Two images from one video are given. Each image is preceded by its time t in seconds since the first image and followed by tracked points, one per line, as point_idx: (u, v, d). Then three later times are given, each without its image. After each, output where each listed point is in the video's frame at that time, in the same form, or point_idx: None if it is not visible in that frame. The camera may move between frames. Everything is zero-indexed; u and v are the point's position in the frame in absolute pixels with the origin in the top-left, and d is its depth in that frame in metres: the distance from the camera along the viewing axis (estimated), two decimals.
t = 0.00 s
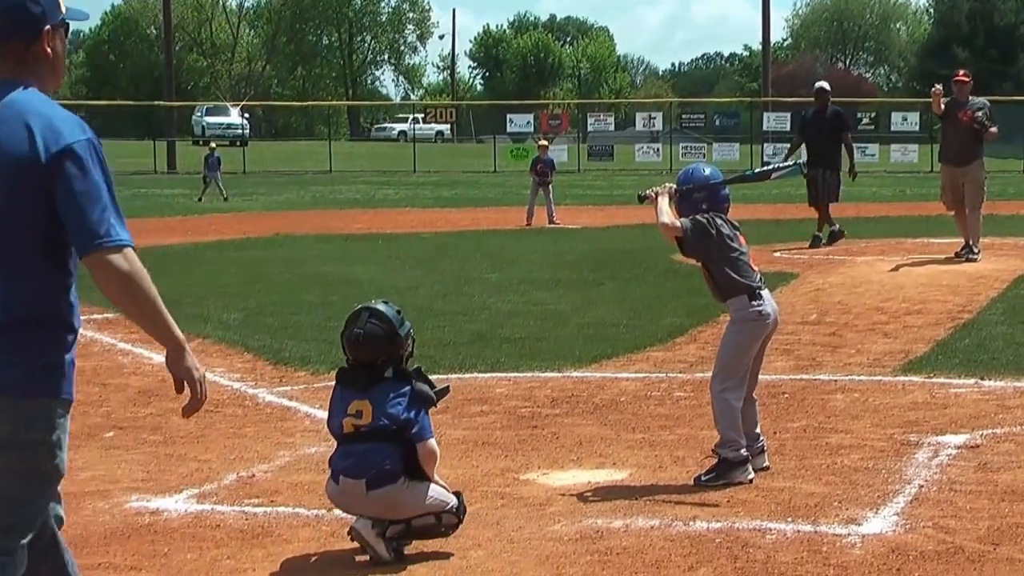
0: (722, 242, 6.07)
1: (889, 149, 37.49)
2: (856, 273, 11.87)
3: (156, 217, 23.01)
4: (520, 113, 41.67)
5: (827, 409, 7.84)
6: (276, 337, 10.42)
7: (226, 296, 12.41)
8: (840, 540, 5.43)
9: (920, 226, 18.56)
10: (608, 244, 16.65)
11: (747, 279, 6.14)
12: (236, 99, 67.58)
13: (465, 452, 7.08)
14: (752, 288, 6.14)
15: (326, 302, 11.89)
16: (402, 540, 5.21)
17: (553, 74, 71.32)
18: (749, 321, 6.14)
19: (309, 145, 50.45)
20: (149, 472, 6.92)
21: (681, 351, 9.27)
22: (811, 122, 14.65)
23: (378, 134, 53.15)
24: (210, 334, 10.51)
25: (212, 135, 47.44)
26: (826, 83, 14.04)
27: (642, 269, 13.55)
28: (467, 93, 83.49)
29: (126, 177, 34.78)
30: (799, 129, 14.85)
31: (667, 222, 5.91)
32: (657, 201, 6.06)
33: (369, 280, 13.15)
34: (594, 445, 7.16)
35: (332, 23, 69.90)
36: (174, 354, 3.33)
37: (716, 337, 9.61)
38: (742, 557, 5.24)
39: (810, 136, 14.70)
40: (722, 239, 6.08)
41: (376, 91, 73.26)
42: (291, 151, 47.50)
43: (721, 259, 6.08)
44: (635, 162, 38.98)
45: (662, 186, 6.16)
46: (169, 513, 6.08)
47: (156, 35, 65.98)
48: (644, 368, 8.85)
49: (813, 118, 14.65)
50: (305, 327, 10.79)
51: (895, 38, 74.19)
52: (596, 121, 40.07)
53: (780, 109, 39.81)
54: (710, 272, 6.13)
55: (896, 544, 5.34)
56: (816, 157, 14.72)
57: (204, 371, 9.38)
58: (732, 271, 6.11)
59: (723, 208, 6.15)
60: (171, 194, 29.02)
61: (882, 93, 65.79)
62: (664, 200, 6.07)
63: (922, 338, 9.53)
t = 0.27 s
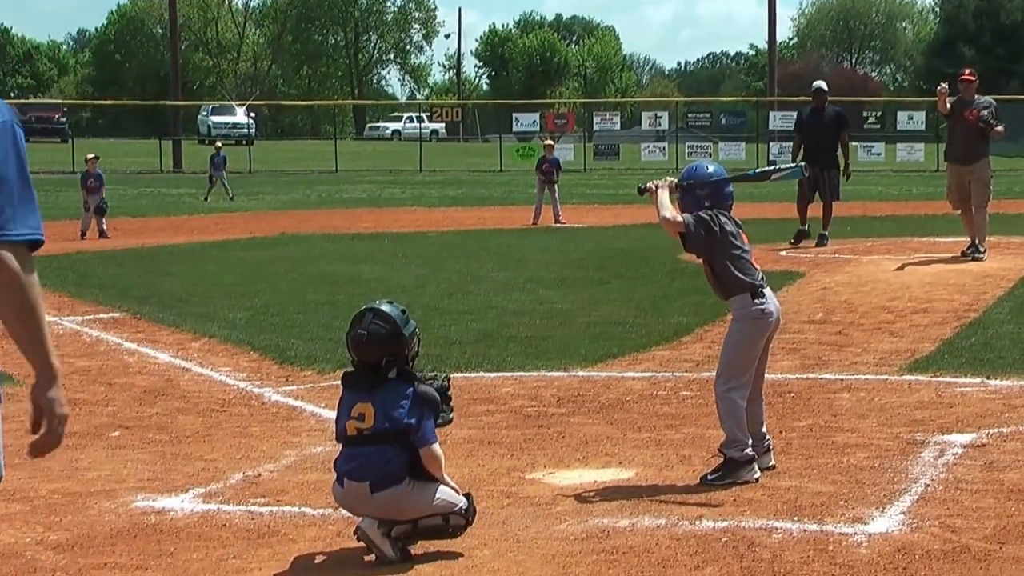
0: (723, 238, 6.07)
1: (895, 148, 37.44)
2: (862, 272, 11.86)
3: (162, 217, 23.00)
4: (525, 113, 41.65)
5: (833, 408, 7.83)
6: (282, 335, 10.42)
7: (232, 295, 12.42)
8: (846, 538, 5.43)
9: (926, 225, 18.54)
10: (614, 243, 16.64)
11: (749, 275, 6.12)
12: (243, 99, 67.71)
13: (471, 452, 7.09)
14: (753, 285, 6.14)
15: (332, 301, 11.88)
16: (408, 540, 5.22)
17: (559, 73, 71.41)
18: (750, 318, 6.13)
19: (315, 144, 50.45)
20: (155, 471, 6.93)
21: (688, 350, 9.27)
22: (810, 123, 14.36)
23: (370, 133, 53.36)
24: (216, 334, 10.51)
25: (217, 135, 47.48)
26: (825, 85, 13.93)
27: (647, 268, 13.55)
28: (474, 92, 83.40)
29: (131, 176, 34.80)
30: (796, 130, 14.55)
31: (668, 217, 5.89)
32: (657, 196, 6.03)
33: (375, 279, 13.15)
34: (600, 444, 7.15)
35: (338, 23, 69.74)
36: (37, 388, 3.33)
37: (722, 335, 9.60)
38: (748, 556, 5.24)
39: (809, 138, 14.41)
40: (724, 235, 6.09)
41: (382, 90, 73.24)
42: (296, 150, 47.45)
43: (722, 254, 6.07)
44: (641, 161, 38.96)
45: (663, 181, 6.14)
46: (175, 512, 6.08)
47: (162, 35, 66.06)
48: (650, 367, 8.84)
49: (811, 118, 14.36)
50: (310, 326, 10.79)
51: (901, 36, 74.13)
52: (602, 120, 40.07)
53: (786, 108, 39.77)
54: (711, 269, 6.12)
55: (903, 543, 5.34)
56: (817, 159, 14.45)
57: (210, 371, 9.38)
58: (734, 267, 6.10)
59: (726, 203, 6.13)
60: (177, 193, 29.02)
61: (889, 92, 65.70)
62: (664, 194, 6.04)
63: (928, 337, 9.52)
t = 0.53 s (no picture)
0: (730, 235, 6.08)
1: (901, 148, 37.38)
2: (866, 272, 11.86)
3: (166, 217, 22.99)
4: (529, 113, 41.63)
5: (838, 409, 7.83)
6: (287, 336, 10.43)
7: (236, 296, 12.42)
8: (852, 538, 5.43)
9: (932, 225, 18.51)
10: (619, 242, 16.64)
11: (754, 274, 6.12)
12: (248, 99, 67.77)
13: (476, 452, 7.09)
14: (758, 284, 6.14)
15: (336, 301, 11.89)
16: (413, 541, 5.23)
17: (564, 73, 71.24)
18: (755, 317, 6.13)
19: (320, 144, 50.44)
20: (160, 471, 6.94)
21: (693, 350, 9.26)
22: (804, 122, 14.16)
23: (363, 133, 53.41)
24: (221, 334, 10.52)
25: (222, 135, 47.51)
26: (818, 84, 13.79)
27: (652, 268, 13.55)
28: (479, 92, 83.34)
29: (136, 176, 34.83)
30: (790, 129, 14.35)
31: (671, 215, 5.88)
32: (661, 193, 6.02)
33: (379, 279, 13.16)
34: (606, 445, 7.16)
35: (343, 22, 69.61)
36: None
37: (727, 336, 9.60)
38: (753, 556, 5.24)
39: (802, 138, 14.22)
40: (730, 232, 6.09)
41: (388, 90, 73.21)
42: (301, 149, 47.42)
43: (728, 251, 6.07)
44: (647, 161, 38.92)
45: (665, 179, 6.14)
46: (180, 512, 6.09)
47: (167, 35, 66.15)
48: (655, 367, 8.84)
49: (805, 117, 14.18)
50: (315, 326, 10.80)
51: (906, 36, 74.04)
52: (608, 120, 40.06)
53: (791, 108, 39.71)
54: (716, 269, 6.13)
55: (908, 543, 5.34)
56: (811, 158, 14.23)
57: (215, 371, 9.39)
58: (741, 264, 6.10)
59: (730, 203, 6.15)
60: (182, 193, 29.03)
61: (894, 92, 65.61)
62: (668, 191, 6.04)
63: (934, 337, 9.52)
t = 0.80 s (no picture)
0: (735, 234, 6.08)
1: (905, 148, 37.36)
2: (870, 272, 11.86)
3: (169, 217, 22.99)
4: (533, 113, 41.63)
5: (842, 409, 7.82)
6: (291, 336, 10.43)
7: (240, 296, 12.42)
8: (856, 539, 5.42)
9: (937, 225, 18.50)
10: (622, 243, 16.64)
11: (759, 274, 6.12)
12: (252, 99, 67.83)
13: (480, 452, 7.09)
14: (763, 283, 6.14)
15: (339, 301, 11.88)
16: (416, 541, 5.23)
17: (568, 74, 71.18)
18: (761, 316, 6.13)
19: (324, 144, 50.46)
20: (164, 471, 6.94)
21: (697, 350, 9.26)
22: (797, 120, 14.07)
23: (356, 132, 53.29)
24: (225, 334, 10.52)
25: (227, 135, 47.56)
26: (811, 84, 13.75)
27: (655, 268, 13.55)
28: (483, 92, 83.32)
29: (140, 176, 34.86)
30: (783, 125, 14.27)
31: (677, 216, 5.88)
32: (666, 194, 6.01)
33: (383, 279, 13.16)
34: (610, 445, 7.15)
35: (346, 23, 69.60)
36: None
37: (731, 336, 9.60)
38: (757, 556, 5.24)
39: (795, 136, 14.12)
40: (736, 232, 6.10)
41: (392, 90, 73.22)
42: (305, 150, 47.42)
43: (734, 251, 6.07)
44: (651, 161, 38.91)
45: (671, 178, 6.12)
46: (183, 513, 6.10)
47: (171, 35, 66.31)
48: (659, 367, 8.83)
49: (799, 115, 14.08)
50: (318, 326, 10.80)
51: (910, 36, 73.97)
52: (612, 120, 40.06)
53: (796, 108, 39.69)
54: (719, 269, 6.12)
55: (912, 544, 5.34)
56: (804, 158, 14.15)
57: (218, 371, 9.39)
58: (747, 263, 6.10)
59: (735, 204, 6.14)
60: (186, 193, 29.04)
61: (899, 91, 65.51)
62: (672, 192, 6.02)
63: (938, 337, 9.51)
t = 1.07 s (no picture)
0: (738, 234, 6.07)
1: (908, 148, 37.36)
2: (873, 272, 11.85)
3: (172, 217, 23.00)
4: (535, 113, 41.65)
5: (845, 409, 7.82)
6: (294, 336, 10.44)
7: (243, 295, 12.44)
8: (858, 539, 5.42)
9: (941, 225, 18.48)
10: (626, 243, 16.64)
11: (762, 274, 6.11)
12: (255, 99, 67.84)
13: (483, 452, 7.10)
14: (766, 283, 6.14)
15: (342, 301, 11.90)
16: (419, 541, 5.24)
17: (571, 74, 71.15)
18: (765, 316, 6.12)
19: (328, 144, 50.49)
20: (166, 471, 6.95)
21: (700, 351, 9.26)
22: (792, 119, 14.05)
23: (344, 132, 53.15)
24: (228, 334, 10.53)
25: (229, 135, 47.60)
26: (806, 84, 13.80)
27: (658, 268, 13.56)
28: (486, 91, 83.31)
29: (143, 176, 34.89)
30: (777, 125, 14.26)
31: (680, 216, 5.87)
32: (669, 193, 6.00)
33: (386, 279, 13.17)
34: (613, 445, 7.16)
35: (350, 23, 69.61)
36: None
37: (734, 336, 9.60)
38: (759, 557, 5.24)
39: (789, 135, 14.10)
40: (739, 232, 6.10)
41: (395, 90, 73.24)
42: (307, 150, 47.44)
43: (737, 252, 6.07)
44: (654, 161, 38.89)
45: (674, 178, 6.12)
46: (186, 513, 6.10)
47: (174, 35, 66.35)
48: (662, 367, 8.84)
49: (794, 115, 14.07)
50: (321, 326, 10.81)
51: (913, 36, 73.93)
52: (615, 120, 40.06)
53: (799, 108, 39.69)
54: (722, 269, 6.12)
55: (916, 544, 5.34)
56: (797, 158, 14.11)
57: (221, 371, 9.41)
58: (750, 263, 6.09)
59: (739, 203, 6.14)
60: (189, 193, 29.06)
61: (902, 91, 65.45)
62: (676, 191, 6.01)
63: (941, 338, 9.50)
